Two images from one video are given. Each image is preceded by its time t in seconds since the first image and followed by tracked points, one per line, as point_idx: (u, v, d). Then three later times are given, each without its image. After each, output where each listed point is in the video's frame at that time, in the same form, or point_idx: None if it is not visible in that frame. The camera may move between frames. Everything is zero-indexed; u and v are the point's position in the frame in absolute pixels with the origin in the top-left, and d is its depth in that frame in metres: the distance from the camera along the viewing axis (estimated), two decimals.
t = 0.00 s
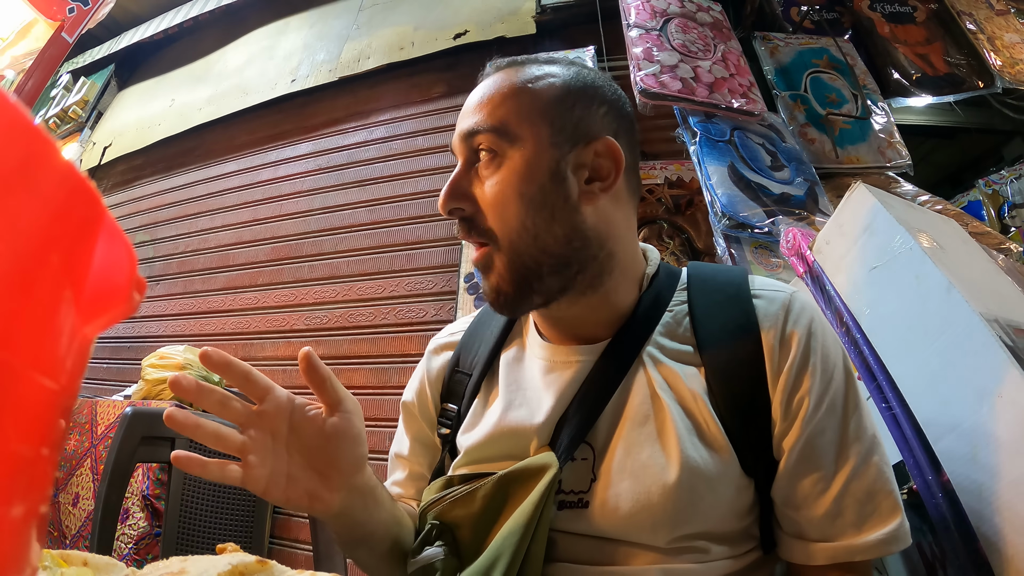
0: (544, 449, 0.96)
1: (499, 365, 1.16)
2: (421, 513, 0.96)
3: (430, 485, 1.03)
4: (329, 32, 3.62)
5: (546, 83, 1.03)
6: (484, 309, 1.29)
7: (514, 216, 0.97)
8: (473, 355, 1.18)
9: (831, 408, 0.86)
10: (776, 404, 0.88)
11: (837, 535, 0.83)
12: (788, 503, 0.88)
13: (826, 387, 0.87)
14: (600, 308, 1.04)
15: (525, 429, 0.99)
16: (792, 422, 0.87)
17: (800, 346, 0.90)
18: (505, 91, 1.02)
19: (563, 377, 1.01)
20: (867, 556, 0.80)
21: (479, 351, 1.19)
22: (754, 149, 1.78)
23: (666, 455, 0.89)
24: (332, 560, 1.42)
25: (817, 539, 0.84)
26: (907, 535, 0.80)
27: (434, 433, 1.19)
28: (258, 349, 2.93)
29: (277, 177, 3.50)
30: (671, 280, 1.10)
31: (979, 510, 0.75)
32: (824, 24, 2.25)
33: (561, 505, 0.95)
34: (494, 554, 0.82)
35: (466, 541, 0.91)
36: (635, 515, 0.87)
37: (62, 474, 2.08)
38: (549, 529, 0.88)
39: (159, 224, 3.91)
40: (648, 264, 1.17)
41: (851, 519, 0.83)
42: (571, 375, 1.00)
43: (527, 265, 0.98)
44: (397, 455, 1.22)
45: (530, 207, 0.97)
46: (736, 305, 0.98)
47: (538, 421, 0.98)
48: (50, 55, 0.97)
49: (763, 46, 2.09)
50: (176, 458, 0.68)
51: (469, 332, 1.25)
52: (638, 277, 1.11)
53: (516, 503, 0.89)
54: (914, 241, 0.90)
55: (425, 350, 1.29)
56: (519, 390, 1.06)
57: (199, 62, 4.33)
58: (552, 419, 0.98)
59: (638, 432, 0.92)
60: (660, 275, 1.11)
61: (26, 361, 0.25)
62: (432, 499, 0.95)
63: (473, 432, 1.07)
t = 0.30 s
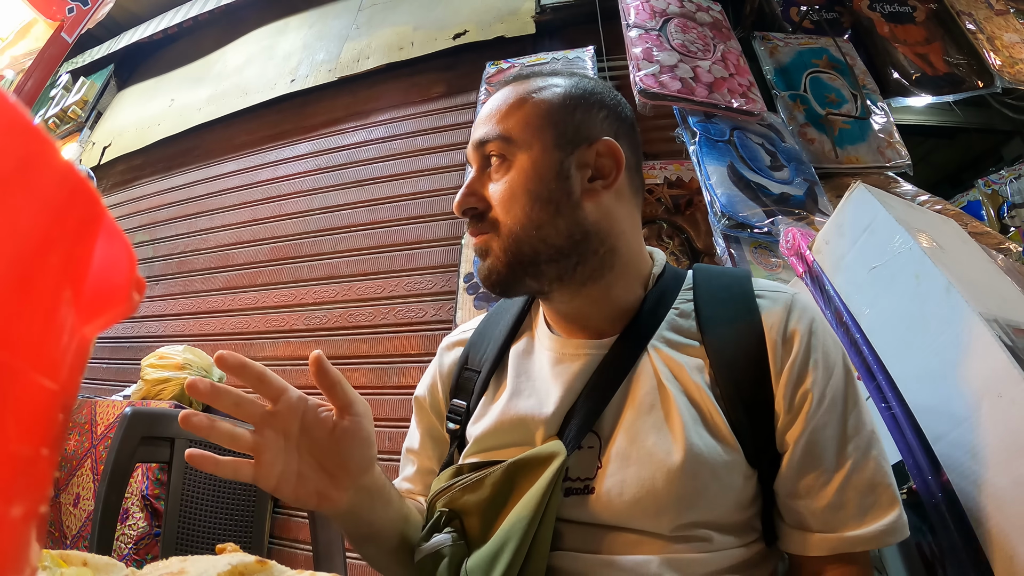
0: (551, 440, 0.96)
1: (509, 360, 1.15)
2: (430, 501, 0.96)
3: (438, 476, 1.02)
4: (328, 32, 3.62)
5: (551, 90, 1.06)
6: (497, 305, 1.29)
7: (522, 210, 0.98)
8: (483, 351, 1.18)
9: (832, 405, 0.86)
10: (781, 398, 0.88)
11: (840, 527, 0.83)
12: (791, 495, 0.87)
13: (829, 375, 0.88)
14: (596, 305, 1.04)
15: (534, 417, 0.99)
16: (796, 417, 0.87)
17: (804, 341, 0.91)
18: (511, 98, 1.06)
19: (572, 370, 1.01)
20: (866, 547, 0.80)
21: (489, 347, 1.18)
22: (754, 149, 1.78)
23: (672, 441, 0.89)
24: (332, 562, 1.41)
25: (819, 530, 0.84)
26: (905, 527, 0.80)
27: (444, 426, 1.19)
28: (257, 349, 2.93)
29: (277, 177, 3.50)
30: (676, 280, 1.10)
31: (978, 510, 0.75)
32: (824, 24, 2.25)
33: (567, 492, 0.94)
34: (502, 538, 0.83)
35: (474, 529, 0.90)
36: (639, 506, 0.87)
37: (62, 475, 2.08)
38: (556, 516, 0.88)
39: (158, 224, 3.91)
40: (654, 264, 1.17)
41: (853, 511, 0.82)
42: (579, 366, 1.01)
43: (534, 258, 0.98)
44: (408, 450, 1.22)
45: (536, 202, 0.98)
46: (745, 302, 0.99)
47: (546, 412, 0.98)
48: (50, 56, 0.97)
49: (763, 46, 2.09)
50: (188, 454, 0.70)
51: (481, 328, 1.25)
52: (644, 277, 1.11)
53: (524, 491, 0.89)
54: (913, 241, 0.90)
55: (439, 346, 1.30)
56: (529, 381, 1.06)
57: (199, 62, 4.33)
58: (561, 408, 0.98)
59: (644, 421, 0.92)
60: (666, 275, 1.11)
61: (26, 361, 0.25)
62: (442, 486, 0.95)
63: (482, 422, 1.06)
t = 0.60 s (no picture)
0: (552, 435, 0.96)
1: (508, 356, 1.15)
2: (430, 493, 0.94)
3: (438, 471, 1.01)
4: (328, 32, 3.62)
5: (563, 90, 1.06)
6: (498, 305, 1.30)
7: (548, 212, 0.97)
8: (484, 349, 1.18)
9: (833, 405, 0.86)
10: (785, 396, 0.89)
11: (843, 523, 0.83)
12: (791, 490, 0.87)
13: (831, 373, 0.89)
14: (602, 306, 1.04)
15: (535, 412, 0.99)
16: (807, 411, 0.87)
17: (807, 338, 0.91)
18: (527, 97, 1.04)
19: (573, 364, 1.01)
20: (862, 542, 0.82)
21: (489, 344, 1.19)
22: (753, 149, 1.78)
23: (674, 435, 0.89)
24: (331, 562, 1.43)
25: (820, 526, 0.84)
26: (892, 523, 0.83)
27: (444, 423, 1.19)
28: (257, 349, 2.93)
29: (276, 177, 3.49)
30: (676, 281, 1.10)
31: (977, 510, 0.75)
32: (823, 24, 2.25)
33: (568, 484, 0.94)
34: (502, 530, 0.84)
35: (475, 521, 0.89)
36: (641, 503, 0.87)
37: (61, 475, 2.08)
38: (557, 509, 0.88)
39: (157, 224, 3.90)
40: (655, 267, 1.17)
41: (857, 508, 0.83)
42: (581, 362, 1.01)
43: (559, 260, 0.97)
44: (411, 448, 1.23)
45: (560, 205, 0.97)
46: (748, 300, 0.99)
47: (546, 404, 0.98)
48: (48, 55, 1.10)
49: (762, 46, 2.09)
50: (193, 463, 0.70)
51: (482, 326, 1.26)
52: (644, 279, 1.10)
53: (526, 484, 0.90)
54: (913, 241, 0.90)
55: (441, 345, 1.30)
56: (529, 376, 1.06)
57: (198, 62, 4.33)
58: (562, 402, 0.98)
59: (645, 417, 0.92)
60: (667, 275, 1.11)
61: (26, 362, 0.25)
62: (443, 478, 0.93)
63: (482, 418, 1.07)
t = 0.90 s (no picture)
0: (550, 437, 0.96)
1: (502, 357, 1.16)
2: (427, 498, 0.96)
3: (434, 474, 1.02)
4: (327, 31, 3.62)
5: (592, 89, 1.06)
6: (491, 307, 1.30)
7: (586, 214, 0.97)
8: (477, 350, 1.18)
9: (834, 404, 0.87)
10: (787, 395, 0.89)
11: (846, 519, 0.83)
12: (796, 486, 0.87)
13: (832, 373, 0.89)
14: (613, 309, 1.04)
15: (531, 413, 0.99)
16: (812, 409, 0.87)
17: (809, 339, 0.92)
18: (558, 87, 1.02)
19: (570, 364, 1.01)
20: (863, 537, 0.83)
21: (482, 345, 1.19)
22: (753, 149, 1.78)
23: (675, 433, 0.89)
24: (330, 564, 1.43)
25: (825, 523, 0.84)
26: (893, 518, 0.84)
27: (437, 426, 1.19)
28: (256, 349, 2.93)
29: (275, 177, 3.49)
30: (673, 279, 1.10)
31: (977, 508, 0.75)
32: (822, 24, 2.26)
33: (568, 488, 0.94)
34: (503, 534, 0.84)
35: (472, 524, 0.90)
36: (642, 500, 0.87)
37: (60, 475, 2.08)
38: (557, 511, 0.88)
39: (157, 224, 3.90)
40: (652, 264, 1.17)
41: (862, 503, 0.84)
42: (577, 362, 1.01)
43: (593, 264, 0.98)
44: (406, 450, 1.23)
45: (597, 205, 0.98)
46: (747, 299, 0.99)
47: (543, 403, 0.98)
48: (48, 54, 1.15)
49: (762, 46, 2.09)
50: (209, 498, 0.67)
51: (475, 327, 1.26)
52: (643, 277, 1.11)
53: (525, 487, 0.90)
54: (912, 240, 0.90)
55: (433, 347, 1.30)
56: (523, 375, 1.06)
57: (198, 62, 4.33)
58: (558, 403, 0.98)
59: (645, 419, 0.92)
60: (664, 273, 1.12)
61: (25, 362, 0.25)
62: (440, 483, 0.94)
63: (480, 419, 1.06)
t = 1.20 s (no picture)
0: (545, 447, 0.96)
1: (495, 359, 1.15)
2: (416, 509, 0.97)
3: (425, 483, 1.02)
4: (327, 31, 3.62)
5: (608, 80, 1.07)
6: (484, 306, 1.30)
7: (614, 204, 0.98)
8: (471, 351, 1.18)
9: (838, 407, 0.88)
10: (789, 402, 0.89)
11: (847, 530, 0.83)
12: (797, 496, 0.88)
13: (834, 377, 0.90)
14: (615, 310, 1.05)
15: (528, 421, 0.98)
16: (808, 416, 0.88)
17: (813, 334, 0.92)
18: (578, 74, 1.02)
19: (569, 369, 1.01)
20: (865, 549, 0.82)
21: (476, 346, 1.18)
22: (753, 149, 1.78)
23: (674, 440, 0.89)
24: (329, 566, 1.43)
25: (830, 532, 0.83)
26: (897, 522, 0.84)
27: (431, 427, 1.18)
28: (256, 348, 2.93)
29: (275, 177, 3.49)
30: (672, 279, 1.10)
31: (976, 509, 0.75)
32: (822, 24, 2.26)
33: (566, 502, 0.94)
34: (500, 551, 0.85)
35: (466, 540, 0.92)
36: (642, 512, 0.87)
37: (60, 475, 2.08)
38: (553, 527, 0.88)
39: (157, 224, 3.91)
40: (649, 262, 1.18)
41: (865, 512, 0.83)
42: (574, 368, 1.01)
43: (615, 254, 0.98)
44: (393, 451, 1.23)
45: (622, 197, 1.00)
46: (746, 304, 0.99)
47: (539, 413, 0.98)
48: (48, 54, 1.15)
49: (762, 46, 2.09)
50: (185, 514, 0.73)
51: (468, 326, 1.25)
52: (642, 275, 1.11)
53: (521, 502, 0.90)
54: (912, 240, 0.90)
55: (423, 345, 1.29)
56: (519, 382, 1.05)
57: (198, 62, 4.33)
58: (555, 413, 0.98)
59: (645, 429, 0.92)
60: (662, 271, 1.12)
61: (25, 362, 0.25)
62: (432, 496, 0.95)
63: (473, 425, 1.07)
